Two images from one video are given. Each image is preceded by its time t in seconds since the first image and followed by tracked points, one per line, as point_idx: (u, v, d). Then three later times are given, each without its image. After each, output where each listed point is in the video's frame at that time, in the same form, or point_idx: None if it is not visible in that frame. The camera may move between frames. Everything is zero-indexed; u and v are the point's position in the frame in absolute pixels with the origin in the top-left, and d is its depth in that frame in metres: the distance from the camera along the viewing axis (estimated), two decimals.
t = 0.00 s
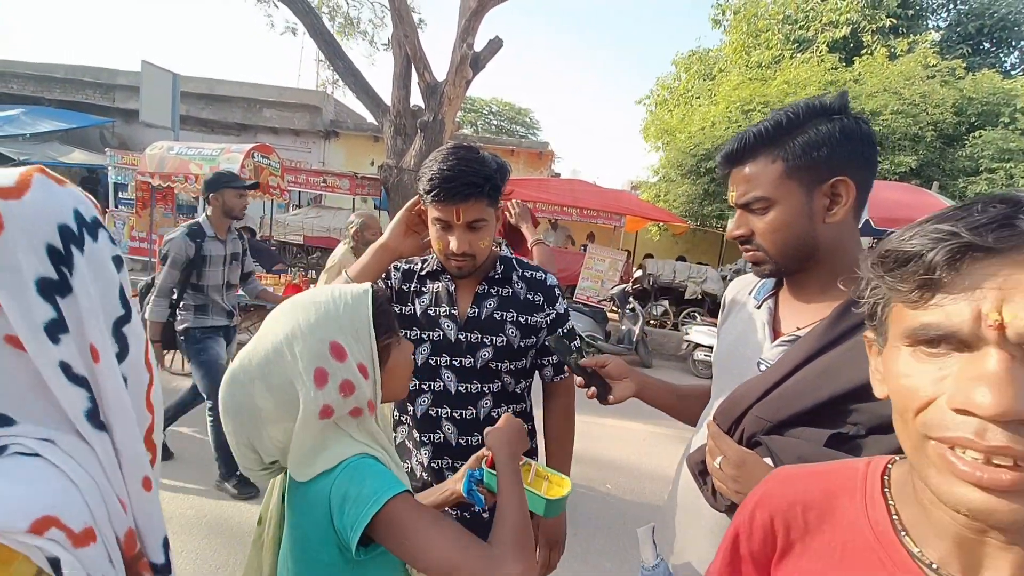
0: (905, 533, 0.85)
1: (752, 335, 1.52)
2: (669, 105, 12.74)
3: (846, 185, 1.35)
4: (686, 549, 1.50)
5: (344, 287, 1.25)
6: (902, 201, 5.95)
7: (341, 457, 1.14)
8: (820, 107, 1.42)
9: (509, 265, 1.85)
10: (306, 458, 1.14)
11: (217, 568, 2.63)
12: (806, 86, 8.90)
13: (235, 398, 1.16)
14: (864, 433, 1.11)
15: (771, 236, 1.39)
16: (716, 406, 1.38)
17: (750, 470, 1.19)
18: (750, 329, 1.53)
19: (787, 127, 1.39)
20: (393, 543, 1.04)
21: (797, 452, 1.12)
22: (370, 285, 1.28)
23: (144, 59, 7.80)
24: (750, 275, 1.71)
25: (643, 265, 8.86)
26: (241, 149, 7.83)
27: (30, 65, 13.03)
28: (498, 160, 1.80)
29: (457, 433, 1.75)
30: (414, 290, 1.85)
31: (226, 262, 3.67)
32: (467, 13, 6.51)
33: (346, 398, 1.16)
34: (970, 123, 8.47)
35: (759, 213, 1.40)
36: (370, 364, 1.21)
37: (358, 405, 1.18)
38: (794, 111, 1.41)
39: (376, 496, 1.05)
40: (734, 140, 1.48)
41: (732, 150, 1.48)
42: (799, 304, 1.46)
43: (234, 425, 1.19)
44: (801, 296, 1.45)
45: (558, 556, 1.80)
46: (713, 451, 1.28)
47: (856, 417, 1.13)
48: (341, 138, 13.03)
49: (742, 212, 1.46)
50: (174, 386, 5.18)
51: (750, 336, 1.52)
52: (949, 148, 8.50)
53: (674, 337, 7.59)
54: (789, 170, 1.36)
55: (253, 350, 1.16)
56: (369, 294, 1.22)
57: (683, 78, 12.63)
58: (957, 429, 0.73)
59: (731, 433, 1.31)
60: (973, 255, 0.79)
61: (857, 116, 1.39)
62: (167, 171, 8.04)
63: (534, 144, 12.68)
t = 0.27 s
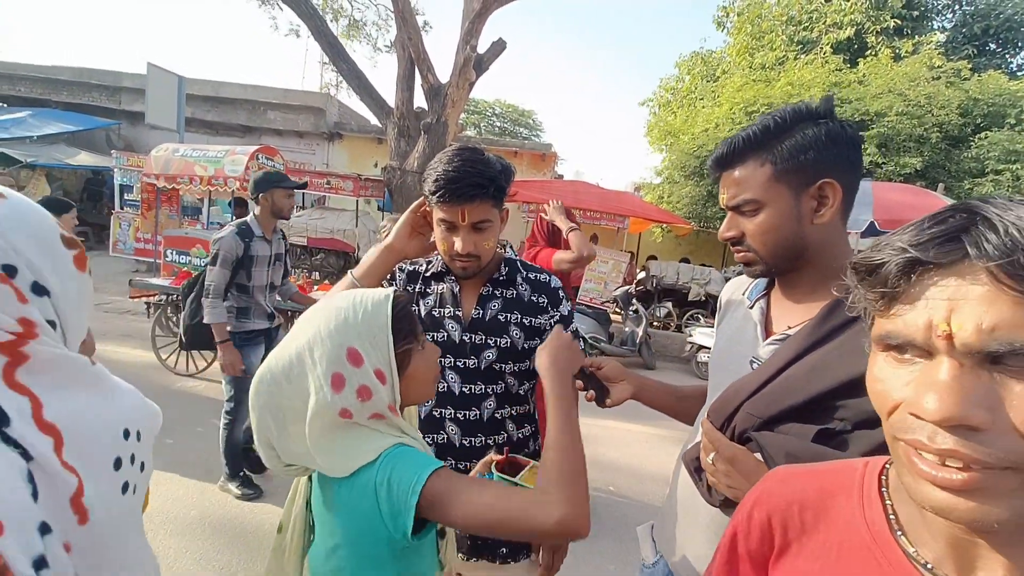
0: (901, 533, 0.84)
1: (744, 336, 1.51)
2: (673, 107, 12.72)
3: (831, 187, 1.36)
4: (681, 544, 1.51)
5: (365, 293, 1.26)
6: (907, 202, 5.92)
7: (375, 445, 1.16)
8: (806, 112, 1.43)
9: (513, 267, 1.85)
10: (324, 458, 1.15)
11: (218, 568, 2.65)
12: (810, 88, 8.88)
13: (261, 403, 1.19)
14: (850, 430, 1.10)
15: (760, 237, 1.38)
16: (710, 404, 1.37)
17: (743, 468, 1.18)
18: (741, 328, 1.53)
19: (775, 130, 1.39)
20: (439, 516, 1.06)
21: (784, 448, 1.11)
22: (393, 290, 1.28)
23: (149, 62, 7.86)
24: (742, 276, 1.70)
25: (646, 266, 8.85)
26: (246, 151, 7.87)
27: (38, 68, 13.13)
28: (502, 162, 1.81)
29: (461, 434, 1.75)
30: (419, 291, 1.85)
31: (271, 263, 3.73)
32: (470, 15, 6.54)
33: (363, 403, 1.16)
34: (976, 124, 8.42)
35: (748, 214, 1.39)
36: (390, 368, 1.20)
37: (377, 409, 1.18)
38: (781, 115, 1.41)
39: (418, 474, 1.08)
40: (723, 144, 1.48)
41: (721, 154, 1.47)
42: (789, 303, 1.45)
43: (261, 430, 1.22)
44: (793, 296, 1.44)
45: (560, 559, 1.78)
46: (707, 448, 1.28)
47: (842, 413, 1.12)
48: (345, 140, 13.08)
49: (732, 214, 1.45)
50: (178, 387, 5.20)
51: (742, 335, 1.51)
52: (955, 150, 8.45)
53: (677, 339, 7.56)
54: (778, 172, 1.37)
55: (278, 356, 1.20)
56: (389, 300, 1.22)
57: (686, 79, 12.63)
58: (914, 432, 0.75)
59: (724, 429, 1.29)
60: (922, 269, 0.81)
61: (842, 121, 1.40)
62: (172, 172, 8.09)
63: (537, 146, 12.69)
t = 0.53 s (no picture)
0: (911, 540, 0.82)
1: (739, 337, 1.50)
2: (677, 109, 12.66)
3: (830, 190, 1.36)
4: (681, 544, 1.49)
5: (408, 295, 1.25)
6: (915, 205, 5.88)
7: (445, 424, 1.21)
8: (803, 117, 1.43)
9: (520, 269, 1.85)
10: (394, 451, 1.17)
11: (221, 569, 2.65)
12: (815, 90, 8.85)
13: (318, 413, 1.20)
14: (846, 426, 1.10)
15: (761, 239, 1.36)
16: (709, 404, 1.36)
17: (743, 467, 1.16)
18: (738, 329, 1.52)
19: (775, 133, 1.39)
20: (518, 443, 1.16)
21: (784, 445, 1.10)
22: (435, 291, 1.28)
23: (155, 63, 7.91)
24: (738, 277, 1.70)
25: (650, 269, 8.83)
26: (250, 152, 7.89)
27: (45, 68, 13.21)
28: (511, 166, 1.81)
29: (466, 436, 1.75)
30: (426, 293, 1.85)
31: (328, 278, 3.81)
32: (474, 17, 6.54)
33: (419, 402, 1.18)
34: (982, 127, 8.37)
35: (748, 214, 1.37)
36: (439, 367, 1.20)
37: (433, 404, 1.20)
38: (781, 119, 1.40)
39: (488, 420, 1.16)
40: (722, 145, 1.46)
41: (721, 156, 1.45)
42: (788, 305, 1.44)
43: (321, 438, 1.22)
44: (790, 297, 1.44)
45: (566, 559, 1.77)
46: (707, 448, 1.27)
47: (840, 412, 1.11)
48: (349, 141, 13.11)
49: (732, 215, 1.42)
50: (181, 387, 5.22)
51: (739, 335, 1.51)
52: (961, 152, 8.40)
53: (681, 342, 7.53)
54: (780, 174, 1.35)
55: (329, 366, 1.20)
56: (433, 301, 1.21)
57: (690, 81, 12.61)
58: (911, 439, 0.74)
59: (722, 428, 1.28)
60: (920, 278, 0.80)
61: (838, 126, 1.41)
62: (177, 173, 8.13)
63: (540, 148, 12.69)
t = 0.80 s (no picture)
0: (914, 541, 0.82)
1: (737, 339, 1.50)
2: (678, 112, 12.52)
3: (832, 194, 1.37)
4: (681, 544, 1.48)
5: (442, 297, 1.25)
6: (917, 208, 5.87)
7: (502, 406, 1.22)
8: (807, 120, 1.43)
9: (524, 271, 1.85)
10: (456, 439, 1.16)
11: (222, 570, 2.63)
12: (816, 93, 8.85)
13: (371, 419, 1.19)
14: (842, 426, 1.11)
15: (761, 238, 1.36)
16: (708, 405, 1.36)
17: (743, 468, 1.16)
18: (736, 330, 1.52)
19: (779, 134, 1.38)
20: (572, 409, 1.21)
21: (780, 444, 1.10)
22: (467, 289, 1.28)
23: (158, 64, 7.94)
24: (737, 278, 1.69)
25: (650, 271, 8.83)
26: (252, 153, 7.91)
27: (49, 69, 13.27)
28: (520, 171, 1.81)
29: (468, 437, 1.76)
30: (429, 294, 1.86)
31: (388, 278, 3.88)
32: (476, 19, 6.56)
33: (471, 395, 1.18)
34: (983, 130, 8.37)
35: (749, 214, 1.36)
36: (483, 364, 1.20)
37: (485, 397, 1.20)
38: (784, 120, 1.40)
39: (543, 396, 1.20)
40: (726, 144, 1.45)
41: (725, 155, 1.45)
42: (787, 307, 1.44)
43: (374, 443, 1.21)
44: (787, 299, 1.44)
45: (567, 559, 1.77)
46: (706, 448, 1.27)
47: (836, 411, 1.11)
48: (351, 143, 13.14)
49: (733, 215, 1.41)
50: (181, 387, 5.23)
51: (737, 336, 1.51)
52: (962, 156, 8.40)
53: (681, 344, 7.53)
54: (782, 175, 1.35)
55: (374, 372, 1.19)
56: (468, 299, 1.22)
57: (691, 84, 12.63)
58: (902, 436, 0.74)
59: (720, 429, 1.28)
60: (912, 280, 0.81)
61: (840, 130, 1.42)
62: (179, 174, 8.15)
63: (541, 150, 12.71)
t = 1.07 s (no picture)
0: (903, 533, 0.82)
1: (733, 338, 1.50)
2: (676, 111, 12.64)
3: (832, 194, 1.37)
4: (679, 543, 1.48)
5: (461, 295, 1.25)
6: (915, 208, 5.88)
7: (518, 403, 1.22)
8: (808, 119, 1.43)
9: (525, 270, 1.84)
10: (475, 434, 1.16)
11: (219, 569, 2.63)
12: (815, 92, 8.85)
13: (392, 415, 1.20)
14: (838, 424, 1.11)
15: (761, 236, 1.36)
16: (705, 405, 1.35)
17: (738, 466, 1.16)
18: (732, 330, 1.51)
19: (780, 132, 1.38)
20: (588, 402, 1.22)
21: (777, 443, 1.11)
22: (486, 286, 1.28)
23: (156, 62, 7.91)
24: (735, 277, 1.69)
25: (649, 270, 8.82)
26: (250, 152, 7.88)
27: (47, 67, 13.22)
28: (524, 171, 1.79)
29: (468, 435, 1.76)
30: (429, 293, 1.85)
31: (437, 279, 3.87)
32: (475, 18, 6.54)
33: (489, 390, 1.18)
34: (982, 130, 8.39)
35: (750, 211, 1.36)
36: (501, 360, 1.20)
37: (503, 393, 1.20)
38: (785, 118, 1.40)
39: (558, 390, 1.20)
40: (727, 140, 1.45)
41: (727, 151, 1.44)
42: (785, 305, 1.44)
43: (396, 440, 1.21)
44: (785, 297, 1.44)
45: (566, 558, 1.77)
46: (703, 447, 1.27)
47: (831, 409, 1.12)
48: (349, 141, 13.11)
49: (734, 212, 1.40)
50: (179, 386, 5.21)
51: (734, 336, 1.50)
52: (960, 156, 8.41)
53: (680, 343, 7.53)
54: (784, 173, 1.34)
55: (395, 369, 1.19)
56: (487, 296, 1.21)
57: (690, 83, 12.62)
58: (893, 435, 0.74)
59: (719, 429, 1.28)
60: (903, 282, 0.80)
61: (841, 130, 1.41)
62: (177, 172, 8.12)
63: (541, 149, 12.70)
